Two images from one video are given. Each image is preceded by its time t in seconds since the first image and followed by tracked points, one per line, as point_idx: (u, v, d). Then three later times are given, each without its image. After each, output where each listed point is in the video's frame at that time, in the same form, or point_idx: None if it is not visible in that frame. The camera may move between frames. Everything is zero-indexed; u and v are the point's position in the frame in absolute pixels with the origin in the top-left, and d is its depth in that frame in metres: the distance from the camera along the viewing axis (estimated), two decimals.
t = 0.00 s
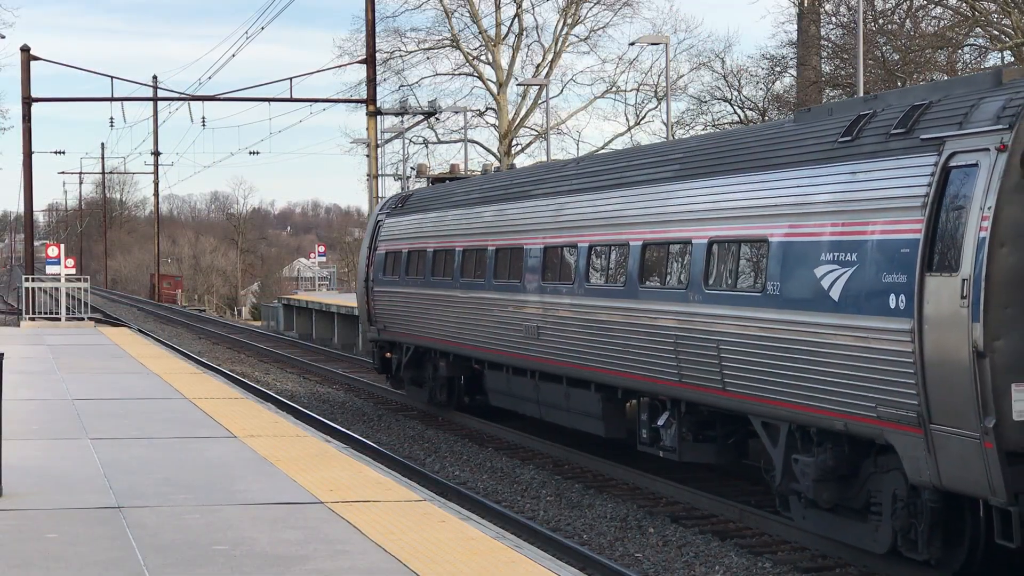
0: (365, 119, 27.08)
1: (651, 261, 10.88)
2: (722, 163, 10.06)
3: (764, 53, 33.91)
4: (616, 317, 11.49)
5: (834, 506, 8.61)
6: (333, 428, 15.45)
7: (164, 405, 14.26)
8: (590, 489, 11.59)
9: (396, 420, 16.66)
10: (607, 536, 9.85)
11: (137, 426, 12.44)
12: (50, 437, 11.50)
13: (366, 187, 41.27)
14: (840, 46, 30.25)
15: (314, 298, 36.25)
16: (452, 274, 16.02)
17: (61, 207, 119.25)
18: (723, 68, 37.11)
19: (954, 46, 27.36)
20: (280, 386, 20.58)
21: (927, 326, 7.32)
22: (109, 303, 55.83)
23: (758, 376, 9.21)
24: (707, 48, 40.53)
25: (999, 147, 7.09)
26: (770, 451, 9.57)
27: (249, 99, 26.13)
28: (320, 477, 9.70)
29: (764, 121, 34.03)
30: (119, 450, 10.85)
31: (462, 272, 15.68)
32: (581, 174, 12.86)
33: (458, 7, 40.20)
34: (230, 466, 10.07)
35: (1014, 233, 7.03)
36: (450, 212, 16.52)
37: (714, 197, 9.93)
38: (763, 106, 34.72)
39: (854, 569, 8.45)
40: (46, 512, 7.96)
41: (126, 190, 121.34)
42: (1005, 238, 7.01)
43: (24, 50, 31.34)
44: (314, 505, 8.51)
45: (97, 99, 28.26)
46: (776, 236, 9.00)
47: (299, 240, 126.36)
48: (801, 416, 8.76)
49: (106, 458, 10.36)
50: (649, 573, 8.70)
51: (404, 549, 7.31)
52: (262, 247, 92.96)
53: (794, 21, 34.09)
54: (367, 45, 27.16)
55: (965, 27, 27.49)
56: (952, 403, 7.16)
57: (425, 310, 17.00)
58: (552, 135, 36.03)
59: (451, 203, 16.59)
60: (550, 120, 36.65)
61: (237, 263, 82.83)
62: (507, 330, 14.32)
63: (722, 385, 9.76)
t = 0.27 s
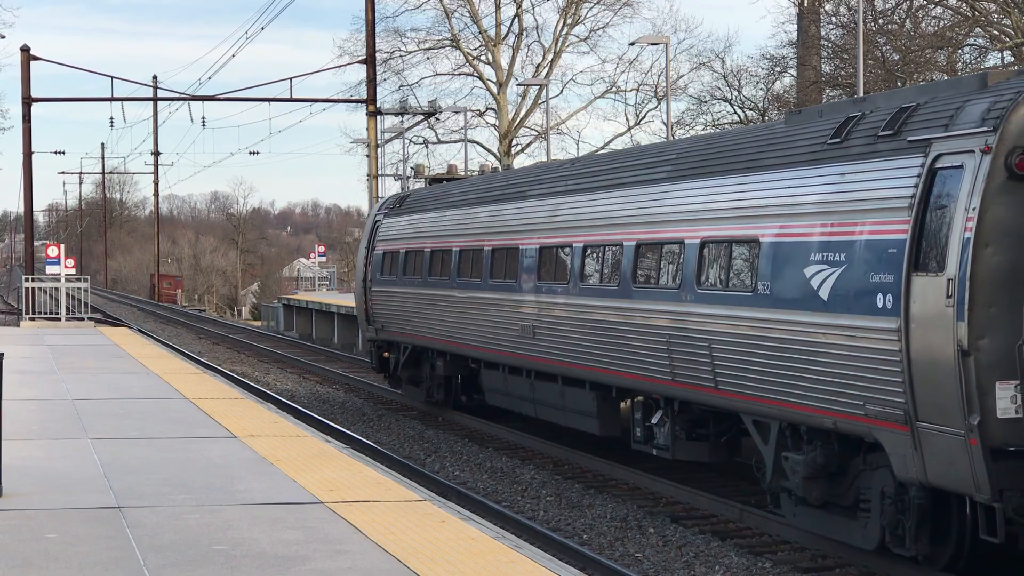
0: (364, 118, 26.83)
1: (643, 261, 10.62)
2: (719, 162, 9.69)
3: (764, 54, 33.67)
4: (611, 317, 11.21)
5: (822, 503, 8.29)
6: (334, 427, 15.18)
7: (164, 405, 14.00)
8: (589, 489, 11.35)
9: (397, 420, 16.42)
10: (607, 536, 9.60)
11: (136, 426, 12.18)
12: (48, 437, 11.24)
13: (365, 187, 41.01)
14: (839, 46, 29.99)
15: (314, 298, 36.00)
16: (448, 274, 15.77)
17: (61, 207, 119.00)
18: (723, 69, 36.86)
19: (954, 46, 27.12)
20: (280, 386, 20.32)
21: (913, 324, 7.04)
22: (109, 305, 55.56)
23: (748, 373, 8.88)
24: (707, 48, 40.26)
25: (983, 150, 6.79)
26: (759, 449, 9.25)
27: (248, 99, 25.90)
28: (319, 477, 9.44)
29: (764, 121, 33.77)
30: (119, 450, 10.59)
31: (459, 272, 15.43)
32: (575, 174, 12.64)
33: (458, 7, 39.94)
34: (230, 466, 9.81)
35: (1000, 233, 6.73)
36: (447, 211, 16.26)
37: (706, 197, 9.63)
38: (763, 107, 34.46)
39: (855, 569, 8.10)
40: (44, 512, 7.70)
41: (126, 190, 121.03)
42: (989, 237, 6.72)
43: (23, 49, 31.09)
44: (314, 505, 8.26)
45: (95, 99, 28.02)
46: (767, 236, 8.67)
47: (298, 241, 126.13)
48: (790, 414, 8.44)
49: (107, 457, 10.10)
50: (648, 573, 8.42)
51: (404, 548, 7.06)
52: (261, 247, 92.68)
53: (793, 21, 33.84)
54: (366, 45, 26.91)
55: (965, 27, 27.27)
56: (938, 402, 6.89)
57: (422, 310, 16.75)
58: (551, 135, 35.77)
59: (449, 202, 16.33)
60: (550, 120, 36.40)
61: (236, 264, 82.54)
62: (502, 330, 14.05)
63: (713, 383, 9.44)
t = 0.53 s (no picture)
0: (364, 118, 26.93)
1: (636, 261, 10.74)
2: (712, 163, 9.79)
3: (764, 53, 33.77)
4: (605, 316, 11.33)
5: (811, 500, 8.45)
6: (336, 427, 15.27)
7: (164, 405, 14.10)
8: (589, 489, 11.40)
9: (397, 420, 16.50)
10: (607, 536, 9.67)
11: (136, 426, 12.28)
12: (48, 437, 11.35)
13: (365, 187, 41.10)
14: (839, 46, 30.09)
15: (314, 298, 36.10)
16: (445, 273, 15.89)
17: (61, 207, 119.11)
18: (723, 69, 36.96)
19: (954, 46, 27.21)
20: (280, 386, 20.43)
21: (900, 323, 7.18)
22: (109, 305, 55.66)
23: (738, 372, 9.01)
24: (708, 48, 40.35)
25: (967, 151, 6.94)
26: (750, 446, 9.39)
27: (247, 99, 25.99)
28: (319, 476, 9.55)
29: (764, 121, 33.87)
30: (119, 450, 10.70)
31: (455, 271, 15.54)
32: (569, 176, 12.78)
33: (458, 7, 40.03)
34: (229, 466, 9.92)
35: (984, 233, 6.84)
36: (445, 211, 16.37)
37: (697, 202, 9.74)
38: (763, 107, 34.55)
39: (854, 569, 8.11)
40: (45, 512, 7.81)
41: (126, 190, 121.15)
42: (973, 237, 6.83)
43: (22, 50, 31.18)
44: (314, 505, 8.36)
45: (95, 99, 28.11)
46: (757, 237, 8.79)
47: (298, 241, 126.23)
48: (780, 412, 8.58)
49: (106, 458, 10.21)
50: (648, 573, 8.47)
51: (405, 549, 7.15)
52: (262, 247, 92.74)
53: (793, 21, 33.94)
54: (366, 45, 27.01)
55: (965, 27, 27.37)
56: (923, 400, 7.01)
57: (418, 310, 16.87)
58: (551, 135, 35.87)
59: (446, 203, 16.44)
60: (550, 119, 36.48)
61: (237, 264, 82.64)
62: (497, 330, 14.16)
63: (704, 382, 9.57)
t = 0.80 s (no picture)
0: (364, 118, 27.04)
1: (629, 261, 10.86)
2: (704, 165, 9.91)
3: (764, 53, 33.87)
4: (599, 316, 11.46)
5: (800, 496, 8.62)
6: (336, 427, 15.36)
7: (163, 405, 14.21)
8: (589, 489, 11.40)
9: (397, 420, 16.56)
10: (607, 536, 9.63)
11: (136, 426, 12.39)
12: (48, 437, 11.46)
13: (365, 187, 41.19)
14: (839, 46, 30.20)
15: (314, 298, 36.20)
16: (442, 273, 16.00)
17: (61, 208, 119.24)
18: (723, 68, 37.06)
19: (954, 46, 27.31)
20: (280, 386, 20.53)
21: (884, 322, 7.34)
22: (109, 305, 55.76)
23: (728, 370, 9.15)
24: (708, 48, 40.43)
25: (949, 154, 7.06)
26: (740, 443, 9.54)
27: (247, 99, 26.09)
28: (319, 476, 9.66)
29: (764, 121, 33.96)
30: (119, 450, 10.81)
31: (452, 271, 15.65)
32: (563, 177, 12.90)
33: (458, 7, 40.12)
34: (229, 466, 10.02)
35: (966, 233, 6.97)
36: (441, 212, 16.47)
37: (689, 203, 9.85)
38: (763, 106, 34.64)
39: (854, 569, 8.13)
40: (45, 512, 7.92)
41: (126, 190, 121.28)
42: (955, 237, 6.96)
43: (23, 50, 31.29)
44: (314, 505, 8.46)
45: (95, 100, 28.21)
46: (746, 237, 8.92)
47: (299, 240, 126.33)
48: (768, 410, 8.72)
49: (106, 458, 10.32)
50: (649, 573, 8.45)
51: (404, 549, 7.21)
52: (262, 247, 92.82)
53: (794, 21, 34.03)
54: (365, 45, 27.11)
55: (965, 27, 27.46)
56: (908, 397, 7.16)
57: (415, 310, 16.98)
58: (551, 135, 35.97)
59: (443, 203, 16.54)
60: (550, 119, 36.57)
61: (237, 264, 82.76)
62: (493, 329, 14.29)
63: (695, 379, 9.71)
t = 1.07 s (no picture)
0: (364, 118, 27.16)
1: (621, 260, 11.06)
2: (694, 167, 10.08)
3: (764, 53, 33.99)
4: (592, 316, 11.65)
5: (787, 492, 8.87)
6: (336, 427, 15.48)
7: (163, 405, 14.34)
8: (589, 489, 11.51)
9: (397, 420, 16.67)
10: (607, 536, 9.71)
11: (136, 426, 12.52)
12: (49, 437, 11.59)
13: (365, 187, 41.29)
14: (839, 46, 30.33)
15: (314, 298, 36.31)
16: (437, 273, 16.13)
17: (61, 208, 119.29)
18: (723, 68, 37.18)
19: (954, 46, 27.42)
20: (280, 386, 20.66)
21: (868, 322, 7.59)
22: (108, 304, 55.84)
23: (718, 368, 9.39)
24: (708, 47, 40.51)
25: (931, 155, 7.32)
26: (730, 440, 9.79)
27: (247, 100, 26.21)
28: (319, 477, 9.79)
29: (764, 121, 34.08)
30: (120, 449, 10.94)
31: (448, 271, 15.79)
32: (556, 178, 13.04)
33: (458, 7, 40.23)
34: (229, 466, 10.15)
35: (947, 235, 7.23)
36: (438, 213, 16.62)
37: (681, 204, 10.04)
38: (762, 106, 34.74)
39: (853, 569, 8.22)
40: (46, 512, 8.05)
41: (126, 190, 121.38)
42: (937, 239, 7.22)
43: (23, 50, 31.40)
44: (314, 505, 8.59)
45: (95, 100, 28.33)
46: (735, 238, 9.16)
47: (299, 241, 126.43)
48: (757, 408, 8.96)
49: (106, 458, 10.45)
50: (648, 573, 8.53)
51: (405, 549, 7.33)
52: (262, 247, 92.88)
53: (794, 21, 34.14)
54: (366, 45, 27.23)
55: (965, 27, 27.57)
56: (891, 395, 7.40)
57: (412, 309, 17.13)
58: (552, 135, 36.09)
59: (439, 204, 16.69)
60: (550, 119, 36.68)
61: (237, 263, 82.87)
62: (488, 329, 14.47)
63: (686, 378, 9.94)
